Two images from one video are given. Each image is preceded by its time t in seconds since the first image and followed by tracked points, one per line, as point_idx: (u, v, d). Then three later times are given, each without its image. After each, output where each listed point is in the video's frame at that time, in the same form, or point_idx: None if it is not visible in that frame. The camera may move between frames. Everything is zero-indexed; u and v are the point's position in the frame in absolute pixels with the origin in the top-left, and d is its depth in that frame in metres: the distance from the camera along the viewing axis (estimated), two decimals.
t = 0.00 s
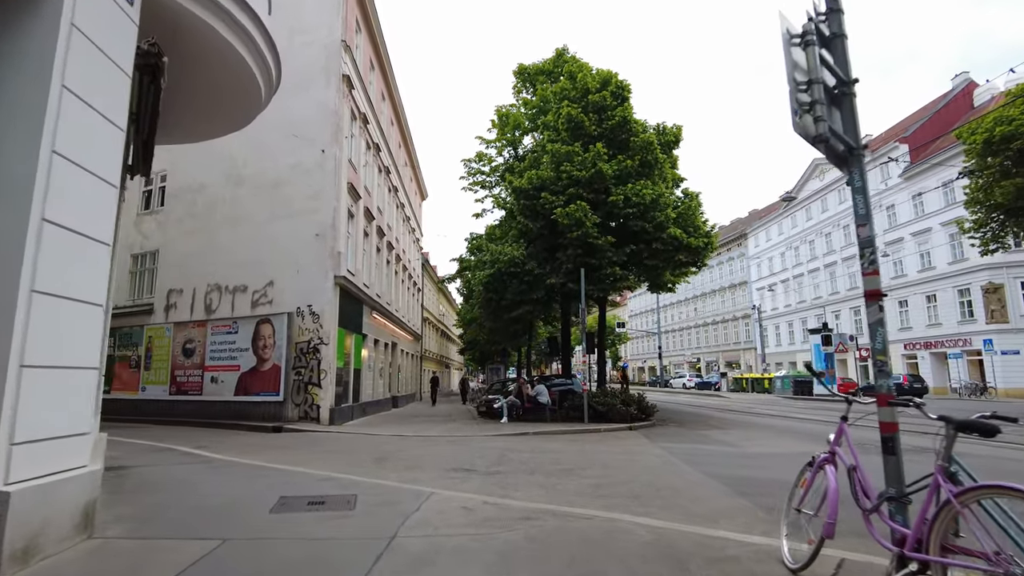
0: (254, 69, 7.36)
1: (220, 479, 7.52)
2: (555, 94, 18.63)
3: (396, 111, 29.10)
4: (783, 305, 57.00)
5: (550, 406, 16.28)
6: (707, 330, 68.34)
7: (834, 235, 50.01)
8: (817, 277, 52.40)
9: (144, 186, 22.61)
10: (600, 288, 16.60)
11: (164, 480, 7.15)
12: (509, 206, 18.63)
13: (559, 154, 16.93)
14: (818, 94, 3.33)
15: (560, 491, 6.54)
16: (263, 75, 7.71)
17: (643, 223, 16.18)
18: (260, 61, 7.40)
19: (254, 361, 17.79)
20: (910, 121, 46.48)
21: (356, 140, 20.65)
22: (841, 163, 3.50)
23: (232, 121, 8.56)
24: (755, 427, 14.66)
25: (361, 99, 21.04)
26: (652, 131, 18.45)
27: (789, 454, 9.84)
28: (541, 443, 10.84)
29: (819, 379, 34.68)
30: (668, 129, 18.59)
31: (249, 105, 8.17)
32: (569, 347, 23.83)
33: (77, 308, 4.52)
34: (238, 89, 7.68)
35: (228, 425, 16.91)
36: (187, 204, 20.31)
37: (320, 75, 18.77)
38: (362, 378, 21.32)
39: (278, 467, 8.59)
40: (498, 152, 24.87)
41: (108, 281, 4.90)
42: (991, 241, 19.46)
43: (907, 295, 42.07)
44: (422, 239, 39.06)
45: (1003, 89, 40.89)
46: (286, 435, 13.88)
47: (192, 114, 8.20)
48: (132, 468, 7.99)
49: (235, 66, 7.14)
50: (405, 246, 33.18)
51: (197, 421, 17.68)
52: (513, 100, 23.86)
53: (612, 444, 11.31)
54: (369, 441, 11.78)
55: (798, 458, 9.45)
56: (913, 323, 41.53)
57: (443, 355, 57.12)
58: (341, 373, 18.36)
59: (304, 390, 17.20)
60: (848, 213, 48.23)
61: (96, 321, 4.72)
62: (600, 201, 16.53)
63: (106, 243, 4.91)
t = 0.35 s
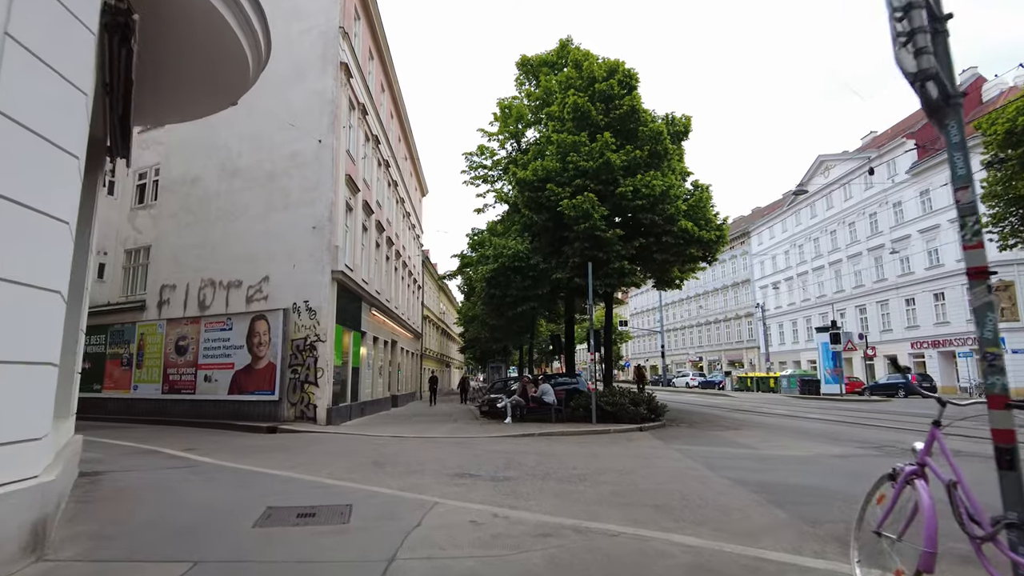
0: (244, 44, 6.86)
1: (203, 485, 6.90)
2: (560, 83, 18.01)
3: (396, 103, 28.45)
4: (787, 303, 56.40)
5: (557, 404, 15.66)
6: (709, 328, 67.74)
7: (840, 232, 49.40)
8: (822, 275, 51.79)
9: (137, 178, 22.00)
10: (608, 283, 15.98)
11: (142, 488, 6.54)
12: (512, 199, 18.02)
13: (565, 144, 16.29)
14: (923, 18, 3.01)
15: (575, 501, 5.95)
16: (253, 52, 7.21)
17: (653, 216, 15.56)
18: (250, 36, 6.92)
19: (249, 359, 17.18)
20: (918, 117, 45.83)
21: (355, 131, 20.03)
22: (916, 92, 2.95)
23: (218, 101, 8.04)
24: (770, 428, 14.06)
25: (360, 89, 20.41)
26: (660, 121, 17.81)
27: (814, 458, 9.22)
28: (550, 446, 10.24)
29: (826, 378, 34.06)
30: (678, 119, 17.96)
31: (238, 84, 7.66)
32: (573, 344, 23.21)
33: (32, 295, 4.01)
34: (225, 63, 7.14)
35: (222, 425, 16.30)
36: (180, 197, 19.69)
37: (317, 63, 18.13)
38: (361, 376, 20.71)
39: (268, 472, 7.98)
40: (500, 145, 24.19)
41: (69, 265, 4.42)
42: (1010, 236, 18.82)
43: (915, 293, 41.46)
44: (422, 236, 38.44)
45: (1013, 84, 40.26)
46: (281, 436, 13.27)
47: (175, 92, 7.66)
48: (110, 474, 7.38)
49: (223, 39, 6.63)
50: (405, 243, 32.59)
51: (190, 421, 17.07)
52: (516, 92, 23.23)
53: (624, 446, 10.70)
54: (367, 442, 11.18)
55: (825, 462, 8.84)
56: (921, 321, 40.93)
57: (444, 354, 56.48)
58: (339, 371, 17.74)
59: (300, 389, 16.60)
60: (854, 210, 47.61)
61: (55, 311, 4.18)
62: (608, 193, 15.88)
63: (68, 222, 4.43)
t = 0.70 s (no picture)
0: (237, 14, 6.31)
1: (192, 495, 6.32)
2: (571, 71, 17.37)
3: (400, 97, 27.83)
4: (796, 302, 55.66)
5: (568, 406, 15.00)
6: (715, 327, 67.02)
7: (850, 230, 48.65)
8: (831, 274, 51.04)
9: (136, 173, 21.47)
10: (621, 278, 15.36)
11: (125, 499, 5.97)
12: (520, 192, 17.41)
13: (576, 134, 15.66)
14: None
15: (602, 516, 5.35)
16: (248, 23, 6.65)
17: (668, 209, 14.96)
18: (245, 5, 6.37)
19: (248, 357, 16.62)
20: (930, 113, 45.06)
21: (358, 123, 19.45)
22: None
23: (210, 81, 7.53)
24: (791, 431, 13.44)
25: (364, 80, 19.84)
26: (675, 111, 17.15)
27: (849, 464, 8.60)
28: (564, 450, 9.65)
29: (838, 378, 33.38)
30: (692, 110, 17.33)
31: (231, 61, 7.14)
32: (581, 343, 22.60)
33: None
34: (216, 35, 6.58)
35: (220, 427, 15.74)
36: (178, 191, 19.17)
37: (319, 52, 17.55)
38: (364, 376, 20.10)
39: (265, 478, 7.40)
40: (507, 139, 23.55)
41: (26, 246, 3.86)
42: None
43: (927, 291, 40.71)
44: (426, 233, 37.87)
45: None
46: (281, 437, 12.70)
47: (164, 71, 7.12)
48: (93, 482, 6.81)
49: (216, 10, 6.11)
50: (409, 240, 31.99)
51: (187, 422, 16.51)
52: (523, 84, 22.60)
53: (644, 450, 10.10)
54: (372, 446, 10.59)
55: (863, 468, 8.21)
56: (933, 320, 40.18)
57: (446, 353, 55.85)
58: (341, 370, 17.15)
59: (301, 389, 16.01)
60: (865, 207, 46.82)
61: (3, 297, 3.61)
62: (621, 185, 15.24)
63: (24, 197, 3.90)
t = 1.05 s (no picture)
0: None
1: (176, 513, 5.71)
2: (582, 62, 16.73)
3: (405, 92, 27.24)
4: (806, 302, 54.85)
5: (583, 410, 14.33)
6: (722, 328, 66.23)
7: (861, 229, 47.83)
8: (842, 273, 50.23)
9: (135, 169, 20.95)
10: (635, 276, 14.73)
11: (100, 518, 5.36)
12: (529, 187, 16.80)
13: (589, 126, 15.03)
14: None
15: (636, 541, 4.71)
16: None
17: (685, 204, 14.32)
18: None
19: (248, 359, 16.05)
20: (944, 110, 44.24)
21: (362, 116, 18.87)
22: None
23: (197, 61, 6.94)
24: (816, 436, 12.77)
25: (368, 72, 19.26)
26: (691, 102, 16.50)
27: (892, 474, 7.94)
28: (581, 458, 9.02)
29: (853, 380, 32.59)
30: (708, 101, 16.68)
31: (220, 38, 6.55)
32: (591, 344, 21.95)
33: None
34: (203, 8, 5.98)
35: (218, 430, 15.16)
36: (177, 186, 18.61)
37: (322, 43, 16.98)
38: (367, 377, 19.50)
39: (259, 492, 6.80)
40: (514, 134, 22.93)
41: None
42: None
43: (942, 291, 39.90)
44: (430, 231, 37.29)
45: None
46: (281, 443, 12.11)
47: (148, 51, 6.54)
48: (69, 497, 6.20)
49: None
50: (414, 239, 31.40)
51: (185, 426, 15.95)
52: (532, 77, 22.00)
53: (666, 458, 9.46)
54: (376, 453, 9.98)
55: (908, 479, 7.55)
56: (948, 320, 39.37)
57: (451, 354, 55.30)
58: (344, 371, 16.54)
59: (303, 391, 15.42)
60: (877, 205, 46.01)
61: None
62: (636, 178, 14.59)
63: None
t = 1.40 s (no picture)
0: None
1: (155, 527, 5.10)
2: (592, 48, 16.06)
3: (408, 85, 26.65)
4: (814, 300, 54.06)
5: (596, 410, 13.74)
6: (729, 326, 65.44)
7: (872, 225, 47.04)
8: (852, 270, 49.43)
9: (132, 163, 20.38)
10: (649, 270, 14.08)
11: (69, 535, 4.77)
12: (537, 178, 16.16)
13: (600, 113, 14.38)
14: None
15: (679, 564, 4.08)
16: None
17: (701, 194, 13.69)
18: None
19: (247, 357, 15.47)
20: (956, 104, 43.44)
21: (364, 106, 18.26)
22: None
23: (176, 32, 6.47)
24: (843, 438, 12.10)
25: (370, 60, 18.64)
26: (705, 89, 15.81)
27: (939, 481, 7.30)
28: (599, 463, 8.41)
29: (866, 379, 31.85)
30: (723, 88, 16.02)
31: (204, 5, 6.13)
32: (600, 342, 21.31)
33: None
34: None
35: (216, 431, 14.58)
36: (174, 179, 18.03)
37: (322, 30, 16.39)
38: (370, 377, 18.89)
39: (251, 502, 6.20)
40: (521, 126, 22.29)
41: None
42: None
43: (955, 288, 39.11)
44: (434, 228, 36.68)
45: None
46: (281, 445, 11.53)
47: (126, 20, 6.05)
48: (38, 509, 5.59)
49: None
50: (418, 235, 30.79)
51: (181, 426, 15.37)
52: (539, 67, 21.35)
53: (689, 462, 8.84)
54: (380, 456, 9.39)
55: (960, 486, 6.91)
56: (961, 318, 38.58)
57: (455, 353, 54.70)
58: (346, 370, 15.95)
59: (303, 391, 14.83)
60: (888, 201, 45.23)
61: None
62: (650, 167, 13.95)
63: None
